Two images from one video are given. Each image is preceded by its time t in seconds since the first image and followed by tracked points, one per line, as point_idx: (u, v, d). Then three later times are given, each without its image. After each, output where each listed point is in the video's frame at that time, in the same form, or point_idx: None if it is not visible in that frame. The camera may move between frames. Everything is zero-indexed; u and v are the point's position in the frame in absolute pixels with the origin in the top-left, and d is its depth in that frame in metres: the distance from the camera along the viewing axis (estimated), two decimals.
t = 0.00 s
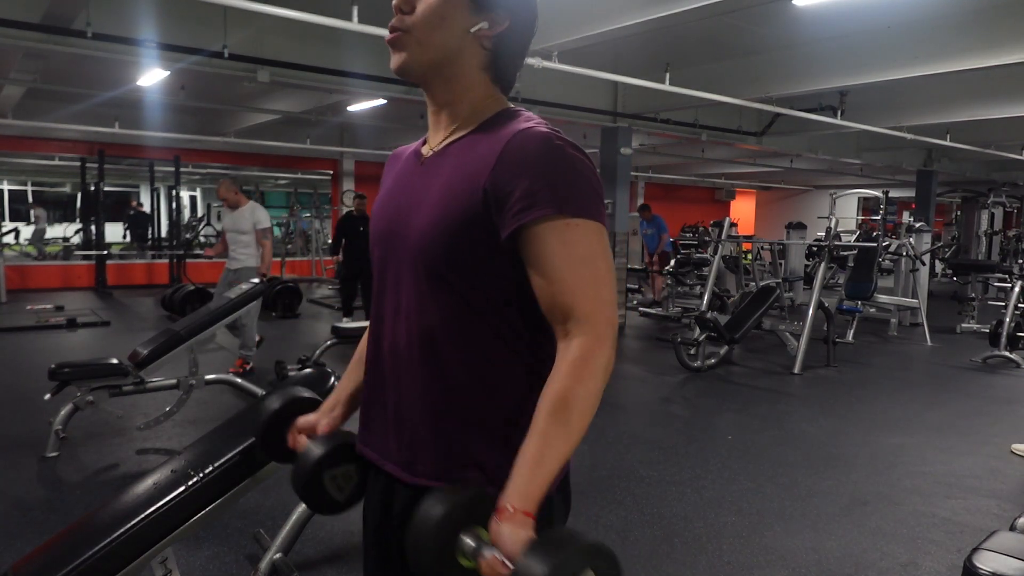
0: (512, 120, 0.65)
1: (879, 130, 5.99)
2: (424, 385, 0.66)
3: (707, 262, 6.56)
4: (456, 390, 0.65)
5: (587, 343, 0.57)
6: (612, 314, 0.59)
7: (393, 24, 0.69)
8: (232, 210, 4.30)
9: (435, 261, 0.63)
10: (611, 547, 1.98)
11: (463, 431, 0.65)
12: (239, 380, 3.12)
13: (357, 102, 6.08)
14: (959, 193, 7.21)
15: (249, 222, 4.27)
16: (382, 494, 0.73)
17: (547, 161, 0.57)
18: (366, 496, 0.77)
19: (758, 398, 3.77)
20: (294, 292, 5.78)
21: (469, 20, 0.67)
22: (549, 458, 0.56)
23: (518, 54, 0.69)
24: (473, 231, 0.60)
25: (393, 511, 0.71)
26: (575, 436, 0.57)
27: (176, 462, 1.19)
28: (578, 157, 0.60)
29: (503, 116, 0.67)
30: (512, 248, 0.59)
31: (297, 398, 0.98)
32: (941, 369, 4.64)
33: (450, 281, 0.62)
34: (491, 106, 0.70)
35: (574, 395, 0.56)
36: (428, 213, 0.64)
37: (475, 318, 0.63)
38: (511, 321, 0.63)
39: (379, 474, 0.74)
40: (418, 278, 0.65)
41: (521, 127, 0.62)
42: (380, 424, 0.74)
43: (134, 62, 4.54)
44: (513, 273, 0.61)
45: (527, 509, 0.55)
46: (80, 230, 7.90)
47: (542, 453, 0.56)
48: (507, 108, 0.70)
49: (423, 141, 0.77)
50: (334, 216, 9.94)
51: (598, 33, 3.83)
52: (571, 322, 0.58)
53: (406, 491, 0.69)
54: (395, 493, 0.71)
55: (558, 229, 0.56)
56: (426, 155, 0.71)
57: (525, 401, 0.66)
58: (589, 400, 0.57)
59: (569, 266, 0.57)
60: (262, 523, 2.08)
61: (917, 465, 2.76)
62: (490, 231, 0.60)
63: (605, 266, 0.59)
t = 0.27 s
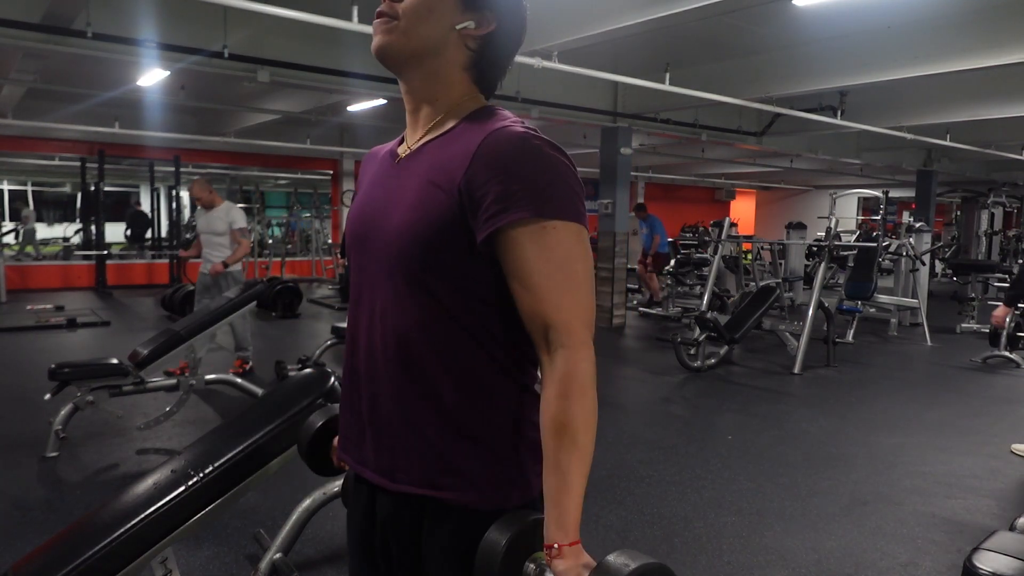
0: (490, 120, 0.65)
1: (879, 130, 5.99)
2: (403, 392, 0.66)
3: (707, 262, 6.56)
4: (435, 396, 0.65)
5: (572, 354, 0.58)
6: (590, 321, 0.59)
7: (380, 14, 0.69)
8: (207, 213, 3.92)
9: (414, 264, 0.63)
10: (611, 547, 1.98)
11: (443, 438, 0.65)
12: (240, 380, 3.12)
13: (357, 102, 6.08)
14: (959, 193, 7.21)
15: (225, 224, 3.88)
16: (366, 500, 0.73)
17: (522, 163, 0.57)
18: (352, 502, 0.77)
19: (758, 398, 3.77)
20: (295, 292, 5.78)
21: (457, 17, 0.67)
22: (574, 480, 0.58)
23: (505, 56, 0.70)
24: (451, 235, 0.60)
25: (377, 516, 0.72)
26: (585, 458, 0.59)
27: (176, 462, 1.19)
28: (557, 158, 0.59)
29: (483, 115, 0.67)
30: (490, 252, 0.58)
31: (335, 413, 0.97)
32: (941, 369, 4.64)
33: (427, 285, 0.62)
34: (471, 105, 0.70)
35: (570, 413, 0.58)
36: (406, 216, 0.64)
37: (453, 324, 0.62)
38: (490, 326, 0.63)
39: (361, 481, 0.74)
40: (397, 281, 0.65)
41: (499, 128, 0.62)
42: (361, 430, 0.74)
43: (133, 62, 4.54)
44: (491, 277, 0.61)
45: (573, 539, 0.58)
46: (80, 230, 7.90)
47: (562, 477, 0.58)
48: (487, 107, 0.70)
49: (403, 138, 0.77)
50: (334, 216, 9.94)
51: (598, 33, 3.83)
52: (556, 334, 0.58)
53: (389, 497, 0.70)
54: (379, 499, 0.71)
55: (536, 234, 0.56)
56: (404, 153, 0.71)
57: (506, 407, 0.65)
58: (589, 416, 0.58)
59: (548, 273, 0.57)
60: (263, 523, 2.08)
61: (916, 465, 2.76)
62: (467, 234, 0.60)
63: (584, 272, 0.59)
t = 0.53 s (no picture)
0: (519, 119, 0.65)
1: (880, 130, 5.99)
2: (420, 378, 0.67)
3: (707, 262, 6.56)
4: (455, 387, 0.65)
5: (577, 336, 0.56)
6: (605, 310, 0.58)
7: (409, 29, 0.68)
8: (176, 213, 4.06)
9: (438, 252, 0.63)
10: (611, 548, 1.98)
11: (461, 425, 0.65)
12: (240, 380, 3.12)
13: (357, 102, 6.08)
14: (959, 193, 7.21)
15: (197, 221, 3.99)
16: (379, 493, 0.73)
17: (550, 154, 0.58)
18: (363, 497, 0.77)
19: (758, 398, 3.77)
20: (295, 292, 5.78)
21: (485, 23, 0.66)
22: (526, 439, 0.54)
23: (529, 54, 0.69)
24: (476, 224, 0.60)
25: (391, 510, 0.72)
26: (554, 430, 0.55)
27: (176, 462, 1.19)
28: (582, 153, 0.60)
29: (511, 116, 0.67)
30: (514, 240, 0.59)
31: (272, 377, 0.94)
32: (941, 369, 4.64)
33: (450, 271, 0.62)
34: (501, 108, 0.69)
35: (555, 386, 0.55)
36: (432, 206, 0.64)
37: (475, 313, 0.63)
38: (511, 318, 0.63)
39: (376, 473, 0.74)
40: (420, 268, 0.65)
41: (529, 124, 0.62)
42: (375, 419, 0.74)
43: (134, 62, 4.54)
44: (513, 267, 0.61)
45: (492, 487, 0.53)
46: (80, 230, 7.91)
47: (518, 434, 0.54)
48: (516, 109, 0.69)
49: (428, 140, 0.77)
50: (334, 216, 9.94)
51: (598, 34, 3.83)
52: (560, 314, 0.57)
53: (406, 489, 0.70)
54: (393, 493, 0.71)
55: (559, 220, 0.56)
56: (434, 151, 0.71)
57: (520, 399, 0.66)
58: (571, 393, 0.56)
59: (569, 257, 0.57)
60: (263, 523, 2.08)
61: (916, 465, 2.76)
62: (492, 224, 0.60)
63: (602, 264, 0.59)
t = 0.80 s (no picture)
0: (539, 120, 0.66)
1: (879, 130, 5.99)
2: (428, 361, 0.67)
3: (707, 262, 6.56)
4: (460, 371, 0.65)
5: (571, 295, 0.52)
6: (613, 293, 0.55)
7: (426, 72, 0.66)
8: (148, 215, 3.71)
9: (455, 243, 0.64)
10: (612, 548, 1.98)
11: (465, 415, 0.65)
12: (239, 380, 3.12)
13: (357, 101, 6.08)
14: (959, 193, 7.21)
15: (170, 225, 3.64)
16: (385, 485, 0.73)
17: (568, 149, 0.58)
18: (367, 488, 0.77)
19: (758, 398, 3.77)
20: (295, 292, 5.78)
21: (495, 37, 0.64)
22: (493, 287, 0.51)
23: (534, 48, 0.67)
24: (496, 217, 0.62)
25: (395, 504, 0.72)
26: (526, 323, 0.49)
27: (175, 462, 1.19)
28: (600, 151, 0.60)
29: (530, 120, 0.67)
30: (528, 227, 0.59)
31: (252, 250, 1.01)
32: (941, 369, 4.64)
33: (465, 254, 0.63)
34: (521, 113, 0.69)
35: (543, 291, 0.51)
36: (454, 200, 0.65)
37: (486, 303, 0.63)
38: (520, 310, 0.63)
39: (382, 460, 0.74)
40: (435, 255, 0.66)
41: (549, 123, 0.63)
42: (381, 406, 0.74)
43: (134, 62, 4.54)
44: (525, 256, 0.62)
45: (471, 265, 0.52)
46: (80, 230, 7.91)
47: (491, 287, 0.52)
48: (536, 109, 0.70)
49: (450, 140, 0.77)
50: (334, 216, 9.94)
51: (598, 34, 3.83)
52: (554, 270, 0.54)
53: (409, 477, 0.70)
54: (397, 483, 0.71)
55: (568, 203, 0.56)
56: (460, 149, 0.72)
57: (524, 391, 0.65)
58: (557, 317, 0.50)
59: (578, 229, 0.54)
60: (263, 523, 2.08)
61: (917, 465, 2.76)
62: (511, 213, 0.62)
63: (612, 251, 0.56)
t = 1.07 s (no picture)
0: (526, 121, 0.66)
1: (879, 130, 5.99)
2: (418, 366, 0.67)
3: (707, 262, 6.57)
4: (451, 371, 0.65)
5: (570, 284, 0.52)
6: (607, 293, 0.55)
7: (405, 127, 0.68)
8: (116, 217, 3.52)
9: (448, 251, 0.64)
10: (612, 548, 1.98)
11: (457, 417, 0.65)
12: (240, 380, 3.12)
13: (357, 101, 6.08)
14: (959, 194, 7.21)
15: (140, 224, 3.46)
16: (376, 489, 0.73)
17: (557, 154, 0.58)
18: (360, 491, 0.77)
19: (758, 398, 3.77)
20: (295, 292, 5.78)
21: (446, 69, 0.63)
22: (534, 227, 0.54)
23: (490, 52, 0.66)
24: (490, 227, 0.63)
25: (387, 507, 0.72)
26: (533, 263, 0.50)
27: (176, 462, 1.19)
28: (589, 155, 0.60)
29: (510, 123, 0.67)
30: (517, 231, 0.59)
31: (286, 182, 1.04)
32: (941, 369, 4.64)
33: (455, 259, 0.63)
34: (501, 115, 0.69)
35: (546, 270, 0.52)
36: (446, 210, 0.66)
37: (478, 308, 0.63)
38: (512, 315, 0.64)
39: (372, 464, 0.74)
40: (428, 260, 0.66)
41: (538, 122, 0.63)
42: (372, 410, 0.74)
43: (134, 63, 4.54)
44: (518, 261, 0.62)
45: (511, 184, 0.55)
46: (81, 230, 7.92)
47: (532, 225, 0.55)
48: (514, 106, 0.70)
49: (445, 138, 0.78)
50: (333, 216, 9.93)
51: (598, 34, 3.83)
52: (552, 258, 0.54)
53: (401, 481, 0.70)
54: (389, 487, 0.71)
55: (559, 208, 0.56)
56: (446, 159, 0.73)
57: (515, 392, 0.65)
58: (565, 287, 0.51)
59: (573, 232, 0.55)
60: (263, 523, 2.08)
61: (916, 464, 2.76)
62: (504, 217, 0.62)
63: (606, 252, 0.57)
